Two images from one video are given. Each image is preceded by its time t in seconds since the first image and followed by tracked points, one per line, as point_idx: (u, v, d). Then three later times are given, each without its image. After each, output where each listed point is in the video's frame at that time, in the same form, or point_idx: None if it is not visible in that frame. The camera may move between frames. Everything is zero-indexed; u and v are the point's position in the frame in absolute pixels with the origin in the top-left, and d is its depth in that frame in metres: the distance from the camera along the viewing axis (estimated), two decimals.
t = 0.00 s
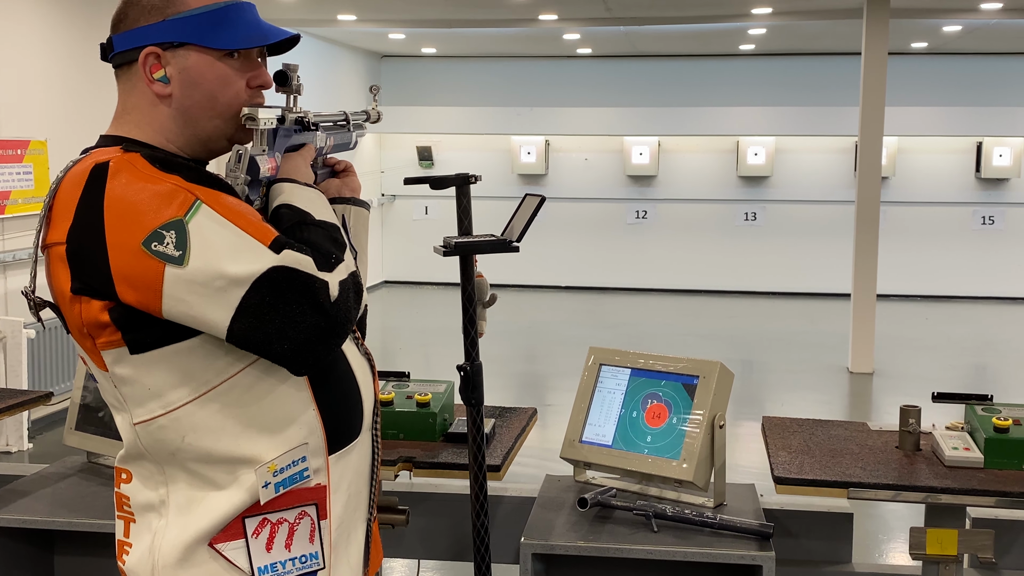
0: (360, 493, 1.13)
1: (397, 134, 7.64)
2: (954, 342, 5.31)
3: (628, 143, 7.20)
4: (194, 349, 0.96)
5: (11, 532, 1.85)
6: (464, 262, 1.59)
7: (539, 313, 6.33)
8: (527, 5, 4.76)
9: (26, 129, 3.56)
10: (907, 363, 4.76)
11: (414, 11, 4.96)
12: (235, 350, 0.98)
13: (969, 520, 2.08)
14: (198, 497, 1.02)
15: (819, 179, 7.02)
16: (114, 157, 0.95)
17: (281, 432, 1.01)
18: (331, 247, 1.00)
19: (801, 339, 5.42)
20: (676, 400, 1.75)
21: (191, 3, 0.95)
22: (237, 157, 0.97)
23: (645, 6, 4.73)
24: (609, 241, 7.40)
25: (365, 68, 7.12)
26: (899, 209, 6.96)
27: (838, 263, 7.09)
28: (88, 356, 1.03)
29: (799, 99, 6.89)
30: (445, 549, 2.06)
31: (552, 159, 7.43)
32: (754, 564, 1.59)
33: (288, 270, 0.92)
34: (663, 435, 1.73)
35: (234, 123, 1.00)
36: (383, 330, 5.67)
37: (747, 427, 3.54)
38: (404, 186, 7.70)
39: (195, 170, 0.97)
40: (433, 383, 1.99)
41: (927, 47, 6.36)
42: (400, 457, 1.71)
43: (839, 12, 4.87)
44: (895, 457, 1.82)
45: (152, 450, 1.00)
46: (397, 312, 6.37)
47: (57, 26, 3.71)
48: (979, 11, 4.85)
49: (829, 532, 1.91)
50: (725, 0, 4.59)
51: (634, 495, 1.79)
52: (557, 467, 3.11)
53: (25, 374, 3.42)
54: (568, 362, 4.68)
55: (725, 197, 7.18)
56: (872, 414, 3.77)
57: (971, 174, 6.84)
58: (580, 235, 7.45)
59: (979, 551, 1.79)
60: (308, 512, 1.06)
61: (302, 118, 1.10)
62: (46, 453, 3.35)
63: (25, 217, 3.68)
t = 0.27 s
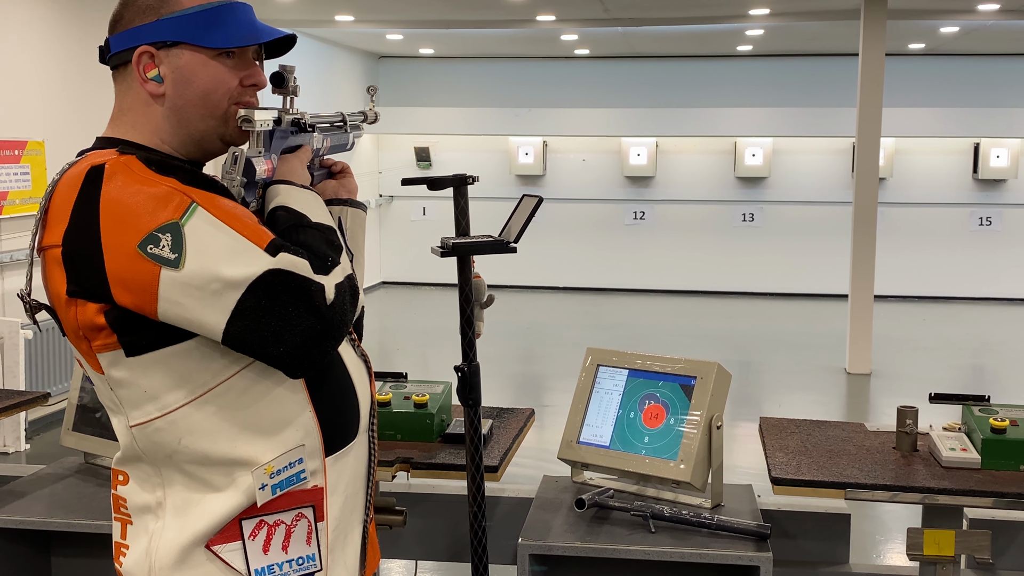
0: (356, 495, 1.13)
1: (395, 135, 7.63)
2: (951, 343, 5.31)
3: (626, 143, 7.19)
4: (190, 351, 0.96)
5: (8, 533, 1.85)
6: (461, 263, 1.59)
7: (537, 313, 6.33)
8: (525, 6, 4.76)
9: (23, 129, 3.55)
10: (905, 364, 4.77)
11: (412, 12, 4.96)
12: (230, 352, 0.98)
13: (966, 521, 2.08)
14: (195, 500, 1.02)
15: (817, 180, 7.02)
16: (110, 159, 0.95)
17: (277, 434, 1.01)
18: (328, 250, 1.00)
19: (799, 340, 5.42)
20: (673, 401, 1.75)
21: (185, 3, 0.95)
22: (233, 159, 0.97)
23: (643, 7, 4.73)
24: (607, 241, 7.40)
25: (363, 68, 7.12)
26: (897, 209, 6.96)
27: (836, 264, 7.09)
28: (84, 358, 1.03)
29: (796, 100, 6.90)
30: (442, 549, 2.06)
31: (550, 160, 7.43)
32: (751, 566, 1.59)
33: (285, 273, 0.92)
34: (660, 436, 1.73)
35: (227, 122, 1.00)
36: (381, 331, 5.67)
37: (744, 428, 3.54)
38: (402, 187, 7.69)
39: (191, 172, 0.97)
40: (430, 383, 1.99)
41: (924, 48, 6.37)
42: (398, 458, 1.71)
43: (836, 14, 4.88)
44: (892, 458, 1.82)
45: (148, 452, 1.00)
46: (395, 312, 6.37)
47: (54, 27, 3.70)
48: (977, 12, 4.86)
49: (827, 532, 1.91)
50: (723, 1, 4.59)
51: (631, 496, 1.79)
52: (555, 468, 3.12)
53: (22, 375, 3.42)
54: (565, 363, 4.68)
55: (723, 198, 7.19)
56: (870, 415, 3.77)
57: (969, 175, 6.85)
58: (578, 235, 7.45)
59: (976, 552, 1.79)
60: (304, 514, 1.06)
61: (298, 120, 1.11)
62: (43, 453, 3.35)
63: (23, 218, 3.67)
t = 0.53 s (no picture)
0: (354, 496, 1.13)
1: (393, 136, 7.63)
2: (949, 344, 5.32)
3: (624, 144, 7.19)
4: (186, 352, 0.96)
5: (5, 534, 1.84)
6: (460, 264, 1.59)
7: (535, 314, 6.33)
8: (523, 7, 4.76)
9: (21, 129, 3.55)
10: (904, 365, 4.77)
11: (411, 13, 4.97)
12: (227, 354, 0.98)
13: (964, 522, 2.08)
14: (192, 501, 1.02)
15: (815, 181, 7.02)
16: (106, 160, 0.95)
17: (273, 435, 1.01)
18: (325, 252, 1.00)
19: (798, 341, 5.42)
20: (671, 403, 1.75)
21: (185, 4, 0.95)
22: (230, 160, 0.97)
23: (641, 8, 4.74)
24: (605, 242, 7.41)
25: (361, 69, 7.13)
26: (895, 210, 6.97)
27: (834, 265, 7.09)
28: (80, 360, 1.03)
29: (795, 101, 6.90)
30: (440, 550, 2.06)
31: (548, 161, 7.42)
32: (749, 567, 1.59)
33: (281, 274, 0.92)
34: (658, 437, 1.73)
35: (226, 124, 1.00)
36: (380, 332, 5.67)
37: (742, 429, 3.54)
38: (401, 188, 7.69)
39: (187, 174, 0.97)
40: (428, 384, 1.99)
41: (922, 49, 6.38)
42: (396, 459, 1.71)
43: (834, 15, 4.89)
44: (890, 459, 1.82)
45: (145, 454, 1.00)
46: (394, 313, 6.37)
47: (52, 27, 3.70)
48: (974, 13, 4.87)
49: (825, 533, 1.91)
50: (722, 3, 4.59)
51: (630, 497, 1.79)
52: (553, 469, 3.12)
53: (20, 375, 3.42)
54: (564, 364, 4.68)
55: (721, 199, 7.19)
56: (869, 416, 3.77)
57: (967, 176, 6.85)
58: (577, 236, 7.45)
59: (974, 553, 1.79)
60: (301, 515, 1.05)
61: (295, 121, 1.11)
62: (41, 454, 3.35)
63: (20, 219, 3.67)
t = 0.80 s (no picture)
0: (351, 496, 1.13)
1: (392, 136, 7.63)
2: (947, 345, 5.32)
3: (623, 145, 7.19)
4: (182, 353, 0.96)
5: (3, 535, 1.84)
6: (457, 264, 1.59)
7: (534, 315, 6.33)
8: (522, 8, 4.76)
9: (19, 129, 3.55)
10: (902, 366, 4.77)
11: (409, 13, 4.97)
12: (223, 354, 0.98)
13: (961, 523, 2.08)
14: (188, 502, 1.02)
15: (814, 182, 7.03)
16: (102, 161, 0.95)
17: (270, 435, 1.01)
18: (320, 253, 1.00)
19: (796, 341, 5.42)
20: (669, 403, 1.75)
21: (184, 6, 0.95)
22: (227, 161, 0.96)
23: (640, 9, 4.74)
24: (603, 243, 7.41)
25: (360, 70, 7.13)
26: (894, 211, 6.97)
27: (832, 266, 7.10)
28: (76, 361, 1.03)
29: (793, 102, 6.91)
30: (438, 550, 2.07)
31: (546, 162, 7.42)
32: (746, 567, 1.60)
33: (276, 275, 0.92)
34: (656, 437, 1.73)
35: (225, 127, 1.01)
36: (378, 332, 5.67)
37: (740, 430, 3.54)
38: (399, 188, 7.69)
39: (183, 175, 0.97)
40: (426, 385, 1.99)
41: (920, 50, 6.38)
42: (393, 460, 1.71)
43: (833, 16, 4.89)
44: (887, 459, 1.82)
45: (141, 454, 1.00)
46: (392, 314, 6.37)
47: (50, 28, 3.70)
48: (973, 14, 4.87)
49: (822, 534, 1.92)
50: (720, 4, 4.59)
51: (627, 497, 1.79)
52: (551, 469, 3.12)
53: (19, 375, 3.42)
54: (562, 364, 4.68)
55: (719, 200, 7.19)
56: (866, 417, 3.77)
57: (965, 177, 6.86)
58: (575, 237, 7.45)
59: (971, 553, 1.79)
60: (298, 516, 1.06)
61: (292, 122, 1.11)
62: (39, 454, 3.35)
63: (19, 219, 3.66)
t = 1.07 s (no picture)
0: (349, 497, 1.13)
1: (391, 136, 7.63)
2: (946, 345, 5.33)
3: (622, 146, 7.19)
4: (179, 354, 0.96)
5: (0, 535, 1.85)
6: (456, 265, 1.59)
7: (533, 315, 6.33)
8: (520, 8, 4.76)
9: (17, 130, 3.55)
10: (900, 367, 4.77)
11: (408, 13, 4.97)
12: (220, 355, 0.98)
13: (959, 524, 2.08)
14: (186, 502, 1.02)
15: (813, 182, 7.02)
16: (100, 162, 0.95)
17: (267, 436, 1.01)
18: (318, 253, 1.00)
19: (795, 342, 5.42)
20: (667, 404, 1.75)
21: (185, 7, 0.95)
22: (224, 162, 0.96)
23: (639, 10, 4.74)
24: (602, 243, 7.41)
25: (359, 70, 7.13)
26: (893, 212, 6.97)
27: (831, 266, 7.10)
28: (74, 362, 1.03)
29: (792, 103, 6.91)
30: (436, 551, 2.07)
31: (545, 162, 7.42)
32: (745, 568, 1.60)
33: (274, 276, 0.92)
34: (654, 438, 1.73)
35: (224, 127, 1.01)
36: (377, 332, 5.67)
37: (739, 430, 3.54)
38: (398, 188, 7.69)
39: (181, 175, 0.97)
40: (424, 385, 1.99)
41: (919, 51, 6.38)
42: (391, 460, 1.71)
43: (831, 16, 4.89)
44: (885, 460, 1.82)
45: (139, 455, 1.00)
46: (391, 314, 6.37)
47: (48, 28, 3.70)
48: (971, 15, 4.87)
49: (820, 534, 1.92)
50: (718, 4, 4.59)
51: (626, 498, 1.79)
52: (550, 470, 3.12)
53: (17, 376, 3.42)
54: (560, 365, 4.68)
55: (718, 201, 7.19)
56: (865, 418, 3.77)
57: (964, 178, 6.86)
58: (574, 237, 7.46)
59: (969, 554, 1.79)
60: (296, 516, 1.06)
61: (290, 122, 1.11)
62: (37, 455, 3.35)
63: (17, 219, 3.66)
